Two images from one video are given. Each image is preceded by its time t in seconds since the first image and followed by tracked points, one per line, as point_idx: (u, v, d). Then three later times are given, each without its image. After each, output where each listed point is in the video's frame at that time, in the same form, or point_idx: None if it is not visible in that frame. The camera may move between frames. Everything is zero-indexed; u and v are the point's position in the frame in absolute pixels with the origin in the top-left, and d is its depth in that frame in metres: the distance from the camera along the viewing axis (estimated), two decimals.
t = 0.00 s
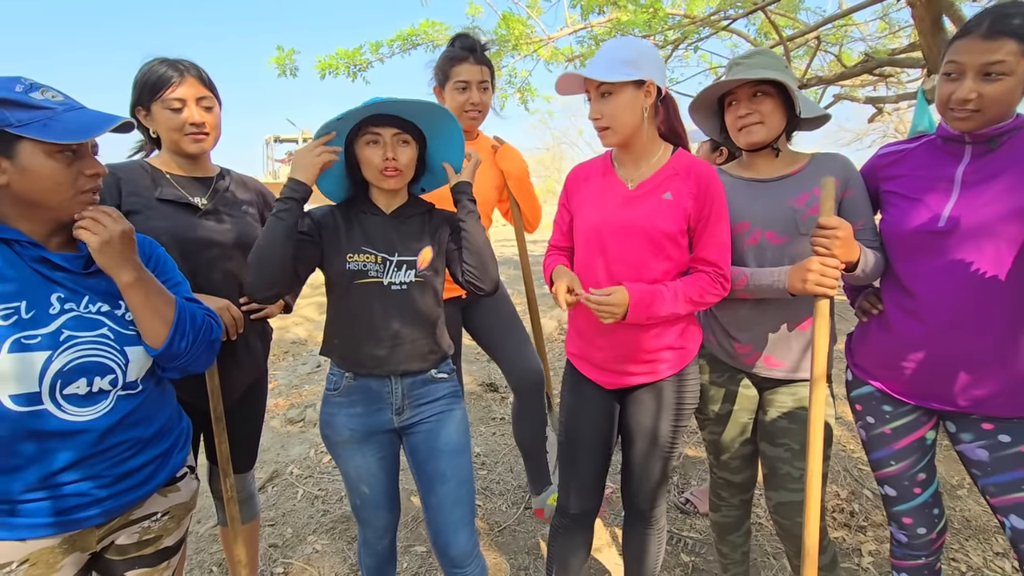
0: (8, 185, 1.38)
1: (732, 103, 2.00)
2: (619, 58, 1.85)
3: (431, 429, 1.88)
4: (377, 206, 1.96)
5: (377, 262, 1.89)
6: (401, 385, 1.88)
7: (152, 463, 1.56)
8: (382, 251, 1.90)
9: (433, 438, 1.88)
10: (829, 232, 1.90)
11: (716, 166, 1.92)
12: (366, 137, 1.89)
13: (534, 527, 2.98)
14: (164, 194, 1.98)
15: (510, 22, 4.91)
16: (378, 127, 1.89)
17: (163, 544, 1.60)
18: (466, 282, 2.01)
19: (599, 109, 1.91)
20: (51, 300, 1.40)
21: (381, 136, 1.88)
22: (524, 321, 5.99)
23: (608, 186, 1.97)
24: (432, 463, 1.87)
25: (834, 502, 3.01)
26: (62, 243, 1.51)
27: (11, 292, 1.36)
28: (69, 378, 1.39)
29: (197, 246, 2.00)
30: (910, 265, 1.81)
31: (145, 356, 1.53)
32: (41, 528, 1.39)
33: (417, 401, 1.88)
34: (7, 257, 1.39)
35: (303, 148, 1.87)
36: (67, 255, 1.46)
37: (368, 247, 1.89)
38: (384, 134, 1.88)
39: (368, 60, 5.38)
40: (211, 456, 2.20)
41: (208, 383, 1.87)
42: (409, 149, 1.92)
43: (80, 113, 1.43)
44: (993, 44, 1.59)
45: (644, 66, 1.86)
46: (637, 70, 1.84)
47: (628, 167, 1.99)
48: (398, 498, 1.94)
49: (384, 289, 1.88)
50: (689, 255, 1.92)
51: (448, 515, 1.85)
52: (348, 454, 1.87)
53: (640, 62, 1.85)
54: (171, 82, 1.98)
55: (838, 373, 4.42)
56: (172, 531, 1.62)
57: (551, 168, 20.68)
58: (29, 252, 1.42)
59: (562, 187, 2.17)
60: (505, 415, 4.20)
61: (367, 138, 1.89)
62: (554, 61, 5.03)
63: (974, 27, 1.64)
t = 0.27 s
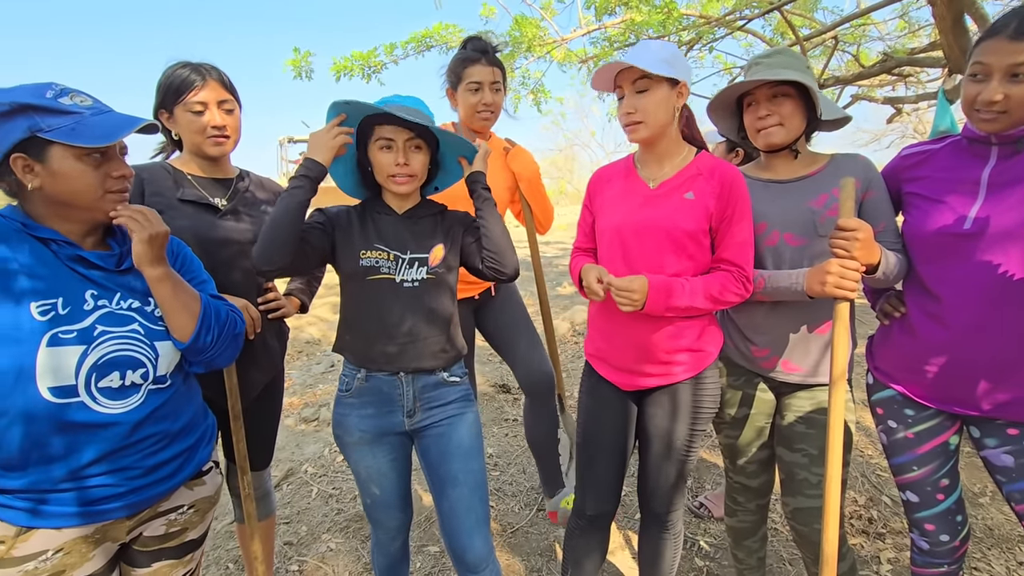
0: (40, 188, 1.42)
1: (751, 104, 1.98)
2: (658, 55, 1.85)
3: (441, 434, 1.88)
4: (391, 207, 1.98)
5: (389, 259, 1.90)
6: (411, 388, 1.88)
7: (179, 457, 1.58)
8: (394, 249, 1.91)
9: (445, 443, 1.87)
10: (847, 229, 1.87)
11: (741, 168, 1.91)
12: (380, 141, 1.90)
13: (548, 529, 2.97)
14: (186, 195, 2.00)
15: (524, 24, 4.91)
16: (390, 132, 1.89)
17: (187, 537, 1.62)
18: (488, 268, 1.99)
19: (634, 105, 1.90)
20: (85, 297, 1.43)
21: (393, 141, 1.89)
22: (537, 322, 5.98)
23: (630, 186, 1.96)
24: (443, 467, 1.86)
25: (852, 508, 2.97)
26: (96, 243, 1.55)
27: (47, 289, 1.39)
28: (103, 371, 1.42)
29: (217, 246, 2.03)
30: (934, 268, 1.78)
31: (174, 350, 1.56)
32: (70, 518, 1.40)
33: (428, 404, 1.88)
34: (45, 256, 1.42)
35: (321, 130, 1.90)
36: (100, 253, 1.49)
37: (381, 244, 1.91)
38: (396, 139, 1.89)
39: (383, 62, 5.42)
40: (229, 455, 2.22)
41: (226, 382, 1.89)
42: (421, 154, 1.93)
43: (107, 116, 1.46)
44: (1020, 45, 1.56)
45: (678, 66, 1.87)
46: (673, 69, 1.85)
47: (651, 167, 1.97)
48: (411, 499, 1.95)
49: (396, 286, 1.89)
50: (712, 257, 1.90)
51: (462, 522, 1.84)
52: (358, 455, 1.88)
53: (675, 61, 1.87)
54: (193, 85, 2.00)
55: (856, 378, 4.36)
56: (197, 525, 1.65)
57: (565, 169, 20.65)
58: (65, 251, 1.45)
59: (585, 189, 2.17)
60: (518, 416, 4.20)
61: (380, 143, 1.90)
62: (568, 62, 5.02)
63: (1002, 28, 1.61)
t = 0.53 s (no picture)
0: (72, 196, 1.47)
1: (778, 101, 1.95)
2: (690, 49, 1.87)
3: (453, 440, 1.88)
4: (404, 211, 1.99)
5: (402, 261, 1.91)
6: (424, 391, 1.88)
7: (207, 454, 1.61)
8: (407, 250, 1.92)
9: (458, 450, 1.88)
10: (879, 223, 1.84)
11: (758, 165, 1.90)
12: (394, 149, 1.91)
13: (562, 529, 2.97)
14: (207, 198, 2.04)
15: (538, 23, 4.90)
16: (405, 142, 1.89)
17: (214, 532, 1.65)
18: (509, 254, 1.97)
19: (667, 96, 1.88)
20: (118, 298, 1.48)
21: (408, 151, 1.89)
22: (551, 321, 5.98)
23: (646, 185, 1.94)
24: (458, 476, 1.87)
25: (871, 512, 2.93)
26: (130, 246, 1.59)
27: (82, 291, 1.44)
28: (135, 370, 1.46)
29: (237, 248, 2.06)
30: (958, 269, 1.75)
31: (202, 349, 1.59)
32: (94, 513, 1.43)
33: (440, 409, 1.89)
34: (82, 259, 1.47)
35: (339, 126, 1.93)
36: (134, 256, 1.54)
37: (394, 246, 1.92)
38: (410, 149, 1.89)
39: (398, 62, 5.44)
40: (248, 453, 2.26)
41: (245, 381, 1.91)
42: (435, 164, 1.92)
43: (128, 124, 1.48)
44: None
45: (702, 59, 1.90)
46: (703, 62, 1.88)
47: (668, 165, 1.95)
48: (423, 504, 1.96)
49: (409, 287, 1.90)
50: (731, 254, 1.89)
51: (477, 530, 1.85)
52: (371, 458, 1.89)
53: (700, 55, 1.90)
54: (214, 91, 2.04)
55: (876, 379, 4.29)
56: (223, 521, 1.68)
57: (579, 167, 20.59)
58: (101, 254, 1.49)
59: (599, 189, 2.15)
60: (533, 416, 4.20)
61: (394, 151, 1.91)
62: (583, 60, 5.01)
63: None
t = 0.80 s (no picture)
0: (70, 205, 1.49)
1: (787, 102, 1.92)
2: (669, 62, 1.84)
3: (450, 446, 1.88)
4: (403, 216, 1.99)
5: (398, 265, 1.91)
6: (419, 397, 1.88)
7: (206, 458, 1.61)
8: (404, 254, 1.92)
9: (456, 456, 1.88)
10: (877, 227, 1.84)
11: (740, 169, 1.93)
12: (394, 150, 1.91)
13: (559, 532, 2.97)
14: (203, 203, 2.04)
15: (534, 26, 4.92)
16: (407, 142, 1.89)
17: (212, 536, 1.66)
18: (509, 260, 1.98)
19: (651, 115, 1.88)
20: (118, 302, 1.48)
21: (407, 150, 1.89)
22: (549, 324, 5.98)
23: (634, 191, 1.94)
24: (455, 481, 1.87)
25: (866, 513, 2.94)
26: (131, 251, 1.60)
27: (80, 294, 1.45)
28: (134, 372, 1.46)
29: (233, 253, 2.06)
30: (949, 272, 1.76)
31: (200, 354, 1.58)
32: (94, 515, 1.43)
33: (436, 414, 1.89)
34: (82, 262, 1.48)
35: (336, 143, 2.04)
36: (134, 260, 1.55)
37: (390, 250, 1.93)
38: (410, 149, 1.89)
39: (395, 65, 5.46)
40: (244, 457, 2.25)
41: (241, 386, 1.91)
42: (433, 166, 1.92)
43: (119, 130, 1.47)
44: None
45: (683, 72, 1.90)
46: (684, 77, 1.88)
47: (653, 171, 1.96)
48: (419, 509, 1.96)
49: (405, 291, 1.90)
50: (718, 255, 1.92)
51: (477, 536, 1.84)
52: (368, 463, 1.90)
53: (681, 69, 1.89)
54: (210, 96, 2.04)
55: (872, 381, 4.31)
56: (221, 524, 1.68)
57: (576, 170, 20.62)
58: (101, 258, 1.50)
59: (580, 195, 2.11)
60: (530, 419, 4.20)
61: (395, 151, 1.90)
62: (579, 63, 5.02)
63: (1017, 33, 1.59)
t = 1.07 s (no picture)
0: (78, 211, 1.51)
1: (795, 105, 1.91)
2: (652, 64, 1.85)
3: (457, 449, 1.88)
4: (414, 218, 2.00)
5: (404, 269, 1.92)
6: (424, 401, 1.88)
7: (208, 461, 1.61)
8: (410, 258, 1.93)
9: (464, 458, 1.87)
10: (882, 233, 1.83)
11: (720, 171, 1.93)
12: (411, 145, 1.93)
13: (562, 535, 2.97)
14: (206, 207, 2.05)
15: (535, 29, 4.93)
16: (425, 140, 1.92)
17: (213, 539, 1.66)
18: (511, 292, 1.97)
19: (633, 114, 1.89)
20: (120, 306, 1.49)
21: (426, 147, 1.91)
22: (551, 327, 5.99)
23: (619, 195, 1.94)
24: (465, 484, 1.87)
25: (870, 516, 2.93)
26: (137, 256, 1.60)
27: (84, 297, 1.46)
28: (134, 375, 1.47)
29: (236, 256, 2.07)
30: (949, 275, 1.76)
31: (201, 359, 1.58)
32: (97, 517, 1.44)
33: (441, 418, 1.88)
34: (87, 266, 1.49)
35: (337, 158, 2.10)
36: (139, 264, 1.55)
37: (397, 253, 1.93)
38: (428, 146, 1.91)
39: (397, 69, 5.48)
40: (247, 460, 2.26)
41: (244, 389, 1.92)
42: (450, 163, 1.94)
43: (119, 138, 1.47)
44: None
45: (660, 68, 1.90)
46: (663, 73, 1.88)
47: (637, 175, 1.97)
48: (424, 510, 1.96)
49: (411, 296, 1.91)
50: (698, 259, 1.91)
51: (488, 537, 1.85)
52: (373, 466, 1.90)
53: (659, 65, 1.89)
54: (214, 102, 2.05)
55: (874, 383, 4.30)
56: (222, 527, 1.68)
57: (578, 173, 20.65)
58: (106, 262, 1.51)
59: (563, 198, 2.10)
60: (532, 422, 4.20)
61: (412, 147, 1.92)
62: (580, 67, 5.04)
63: (1014, 38, 1.59)
